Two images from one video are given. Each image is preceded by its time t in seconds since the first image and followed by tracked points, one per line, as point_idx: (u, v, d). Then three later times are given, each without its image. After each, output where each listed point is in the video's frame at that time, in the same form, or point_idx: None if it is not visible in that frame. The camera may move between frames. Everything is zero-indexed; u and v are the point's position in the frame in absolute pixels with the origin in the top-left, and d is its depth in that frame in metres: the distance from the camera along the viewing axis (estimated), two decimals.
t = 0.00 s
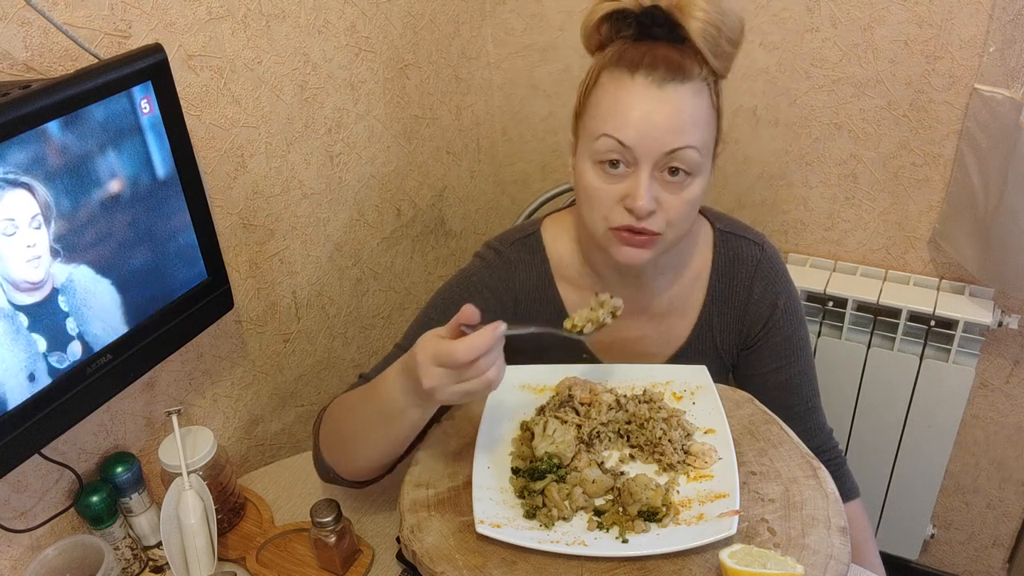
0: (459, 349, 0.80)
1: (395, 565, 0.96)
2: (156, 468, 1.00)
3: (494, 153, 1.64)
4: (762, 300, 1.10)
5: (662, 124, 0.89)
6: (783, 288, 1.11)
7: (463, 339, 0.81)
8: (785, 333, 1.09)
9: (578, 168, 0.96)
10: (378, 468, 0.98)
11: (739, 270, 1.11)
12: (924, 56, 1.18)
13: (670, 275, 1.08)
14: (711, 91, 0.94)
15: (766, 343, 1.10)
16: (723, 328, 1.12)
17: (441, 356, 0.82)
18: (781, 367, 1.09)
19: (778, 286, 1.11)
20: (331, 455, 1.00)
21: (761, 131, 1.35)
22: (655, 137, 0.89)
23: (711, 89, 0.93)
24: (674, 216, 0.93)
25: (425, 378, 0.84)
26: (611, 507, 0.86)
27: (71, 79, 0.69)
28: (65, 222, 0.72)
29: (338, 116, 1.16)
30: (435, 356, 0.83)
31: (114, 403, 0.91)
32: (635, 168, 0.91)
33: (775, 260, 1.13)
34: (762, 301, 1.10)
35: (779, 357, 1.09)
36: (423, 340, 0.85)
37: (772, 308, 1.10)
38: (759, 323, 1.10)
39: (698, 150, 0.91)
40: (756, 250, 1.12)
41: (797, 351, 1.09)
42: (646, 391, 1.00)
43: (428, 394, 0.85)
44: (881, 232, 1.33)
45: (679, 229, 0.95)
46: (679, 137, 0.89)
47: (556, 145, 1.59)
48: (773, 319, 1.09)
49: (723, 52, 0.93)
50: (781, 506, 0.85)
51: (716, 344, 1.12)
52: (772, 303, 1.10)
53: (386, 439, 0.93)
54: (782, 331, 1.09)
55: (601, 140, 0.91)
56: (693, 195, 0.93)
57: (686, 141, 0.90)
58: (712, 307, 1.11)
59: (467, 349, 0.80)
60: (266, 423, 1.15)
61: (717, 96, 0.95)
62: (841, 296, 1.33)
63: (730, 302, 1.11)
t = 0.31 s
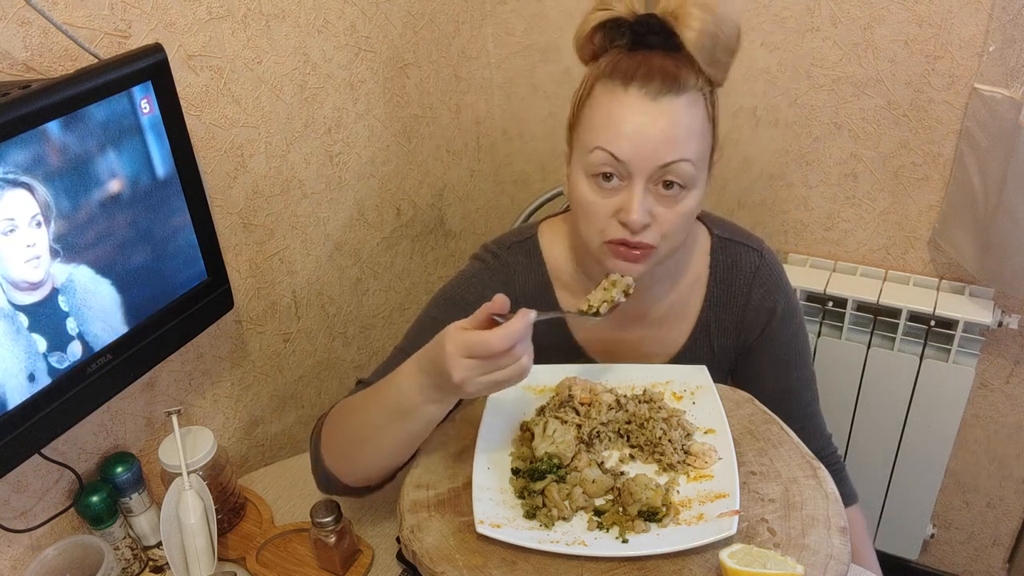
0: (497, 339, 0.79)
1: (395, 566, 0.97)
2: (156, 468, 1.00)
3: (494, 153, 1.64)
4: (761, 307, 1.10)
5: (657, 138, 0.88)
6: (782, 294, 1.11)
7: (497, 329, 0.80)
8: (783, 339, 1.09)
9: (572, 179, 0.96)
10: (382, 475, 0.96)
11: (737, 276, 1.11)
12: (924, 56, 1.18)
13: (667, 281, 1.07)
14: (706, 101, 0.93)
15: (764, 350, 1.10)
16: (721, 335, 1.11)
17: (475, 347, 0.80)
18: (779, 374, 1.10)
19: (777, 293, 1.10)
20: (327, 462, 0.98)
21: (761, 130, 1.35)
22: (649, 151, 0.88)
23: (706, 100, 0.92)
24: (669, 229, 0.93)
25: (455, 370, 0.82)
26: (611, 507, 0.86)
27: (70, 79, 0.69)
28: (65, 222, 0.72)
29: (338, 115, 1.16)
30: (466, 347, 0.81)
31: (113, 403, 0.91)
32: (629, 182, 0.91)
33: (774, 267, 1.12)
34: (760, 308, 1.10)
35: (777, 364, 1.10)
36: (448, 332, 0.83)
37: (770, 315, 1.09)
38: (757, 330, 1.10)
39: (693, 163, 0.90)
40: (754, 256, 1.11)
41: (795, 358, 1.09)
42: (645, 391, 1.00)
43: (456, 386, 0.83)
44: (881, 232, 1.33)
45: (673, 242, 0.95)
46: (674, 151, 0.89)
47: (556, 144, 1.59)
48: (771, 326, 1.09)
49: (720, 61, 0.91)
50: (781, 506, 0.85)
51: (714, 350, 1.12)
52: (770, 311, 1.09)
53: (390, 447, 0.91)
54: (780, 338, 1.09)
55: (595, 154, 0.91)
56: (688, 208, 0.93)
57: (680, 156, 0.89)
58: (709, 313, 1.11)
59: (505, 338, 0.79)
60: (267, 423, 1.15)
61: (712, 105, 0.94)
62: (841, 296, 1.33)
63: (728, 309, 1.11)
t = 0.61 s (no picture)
0: (499, 345, 0.78)
1: (395, 566, 0.97)
2: (156, 468, 1.00)
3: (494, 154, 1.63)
4: (756, 316, 1.09)
5: (646, 158, 0.87)
6: (778, 303, 1.10)
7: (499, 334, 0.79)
8: (779, 349, 1.09)
9: (563, 194, 0.96)
10: (379, 483, 0.94)
11: (732, 286, 1.10)
12: (924, 57, 1.18)
13: (663, 290, 1.06)
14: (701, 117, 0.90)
15: (759, 360, 1.10)
16: (715, 344, 1.12)
17: (476, 352, 0.79)
18: (774, 384, 1.09)
19: (773, 302, 1.10)
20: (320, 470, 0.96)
21: (761, 131, 1.35)
22: (637, 172, 0.87)
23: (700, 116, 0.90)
24: (659, 248, 0.92)
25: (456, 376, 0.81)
26: (611, 507, 0.86)
27: (71, 79, 0.69)
28: (65, 222, 0.72)
29: (338, 116, 1.16)
30: (468, 352, 0.80)
31: (114, 403, 0.91)
32: (618, 201, 0.90)
33: (769, 274, 1.12)
34: (756, 316, 1.09)
35: (773, 374, 1.09)
36: (449, 337, 0.81)
37: (766, 325, 1.09)
38: (752, 340, 1.10)
39: (683, 183, 0.89)
40: (750, 265, 1.11)
41: (792, 367, 1.09)
42: (645, 391, 1.00)
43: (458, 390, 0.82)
44: (880, 233, 1.33)
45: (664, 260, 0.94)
46: (664, 172, 0.87)
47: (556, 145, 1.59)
48: (766, 336, 1.09)
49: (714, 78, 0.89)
50: (781, 506, 0.85)
51: (709, 360, 1.13)
52: (767, 318, 1.09)
53: (387, 452, 0.89)
54: (778, 345, 1.09)
55: (585, 172, 0.90)
56: (678, 227, 0.92)
57: (670, 175, 0.88)
58: (704, 323, 1.10)
59: (507, 343, 0.78)
60: (266, 423, 1.15)
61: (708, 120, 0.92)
62: (840, 296, 1.33)
63: (723, 318, 1.10)
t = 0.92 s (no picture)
0: (504, 328, 0.77)
1: (395, 566, 0.97)
2: (156, 468, 1.00)
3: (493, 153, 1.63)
4: (751, 325, 1.09)
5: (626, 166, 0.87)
6: (773, 312, 1.10)
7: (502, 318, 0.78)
8: (774, 358, 1.09)
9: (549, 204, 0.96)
10: (373, 486, 0.92)
11: (728, 293, 1.10)
12: (924, 56, 1.18)
13: (659, 296, 1.05)
14: (686, 126, 0.90)
15: (755, 369, 1.10)
16: (711, 352, 1.12)
17: (480, 336, 0.78)
18: (769, 393, 1.10)
19: (768, 311, 1.09)
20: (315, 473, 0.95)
21: (761, 130, 1.35)
22: (618, 179, 0.87)
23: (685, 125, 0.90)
24: (642, 257, 0.92)
25: (460, 362, 0.80)
26: (611, 507, 0.86)
27: (71, 79, 0.69)
28: (65, 222, 0.72)
29: (338, 116, 1.16)
30: (472, 338, 0.79)
31: (114, 403, 0.91)
32: (600, 209, 0.90)
33: (765, 281, 1.11)
34: (750, 327, 1.09)
35: (768, 383, 1.09)
36: (452, 325, 0.81)
37: (760, 334, 1.09)
38: (746, 349, 1.10)
39: (665, 191, 0.89)
40: (746, 272, 1.10)
41: (786, 377, 1.09)
42: (646, 391, 1.00)
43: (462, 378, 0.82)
44: (880, 232, 1.33)
45: (650, 269, 0.93)
46: (644, 179, 0.87)
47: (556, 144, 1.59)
48: (761, 345, 1.09)
49: (703, 87, 0.88)
50: (781, 506, 0.85)
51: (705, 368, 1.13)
52: (761, 330, 1.09)
53: (383, 452, 0.88)
54: (771, 357, 1.09)
55: (567, 180, 0.90)
56: (662, 236, 0.91)
57: (651, 182, 0.87)
58: (699, 330, 1.10)
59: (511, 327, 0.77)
60: (266, 423, 1.15)
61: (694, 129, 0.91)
62: (840, 296, 1.33)
63: (718, 326, 1.10)
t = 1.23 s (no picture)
0: (510, 309, 0.78)
1: (395, 565, 0.97)
2: (156, 468, 1.00)
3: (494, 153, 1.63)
4: (750, 328, 1.09)
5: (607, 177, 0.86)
6: (771, 314, 1.09)
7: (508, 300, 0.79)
8: (773, 361, 1.09)
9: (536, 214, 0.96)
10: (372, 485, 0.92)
11: (726, 296, 1.10)
12: (924, 56, 1.18)
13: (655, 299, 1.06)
14: (672, 138, 0.90)
15: (754, 372, 1.10)
16: (709, 355, 1.12)
17: (486, 318, 0.79)
18: (769, 395, 1.10)
19: (767, 314, 1.09)
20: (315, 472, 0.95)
21: (762, 130, 1.35)
22: (599, 190, 0.87)
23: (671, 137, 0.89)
24: (623, 270, 0.91)
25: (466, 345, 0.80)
26: (611, 507, 0.86)
27: (71, 79, 0.69)
28: (65, 222, 0.72)
29: (338, 116, 1.16)
30: (478, 320, 0.79)
31: (114, 403, 0.91)
32: (582, 220, 0.89)
33: (763, 283, 1.11)
34: (748, 330, 1.09)
35: (767, 386, 1.09)
36: (457, 308, 0.81)
37: (759, 337, 1.09)
38: (745, 352, 1.10)
39: (647, 203, 0.88)
40: (744, 274, 1.10)
41: (786, 379, 1.09)
42: (646, 391, 1.00)
43: (465, 362, 0.81)
44: (881, 232, 1.33)
45: (632, 282, 0.92)
46: (624, 191, 0.87)
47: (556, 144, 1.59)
48: (760, 348, 1.09)
49: (692, 97, 0.88)
50: (781, 506, 0.85)
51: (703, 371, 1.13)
52: (759, 332, 1.09)
53: (382, 450, 0.88)
54: (769, 360, 1.09)
55: (550, 191, 0.90)
56: (644, 249, 0.90)
57: (631, 195, 0.87)
58: (697, 333, 1.11)
59: (518, 309, 0.78)
60: (266, 422, 1.15)
61: (681, 141, 0.91)
62: (840, 296, 1.33)
63: (717, 329, 1.10)
